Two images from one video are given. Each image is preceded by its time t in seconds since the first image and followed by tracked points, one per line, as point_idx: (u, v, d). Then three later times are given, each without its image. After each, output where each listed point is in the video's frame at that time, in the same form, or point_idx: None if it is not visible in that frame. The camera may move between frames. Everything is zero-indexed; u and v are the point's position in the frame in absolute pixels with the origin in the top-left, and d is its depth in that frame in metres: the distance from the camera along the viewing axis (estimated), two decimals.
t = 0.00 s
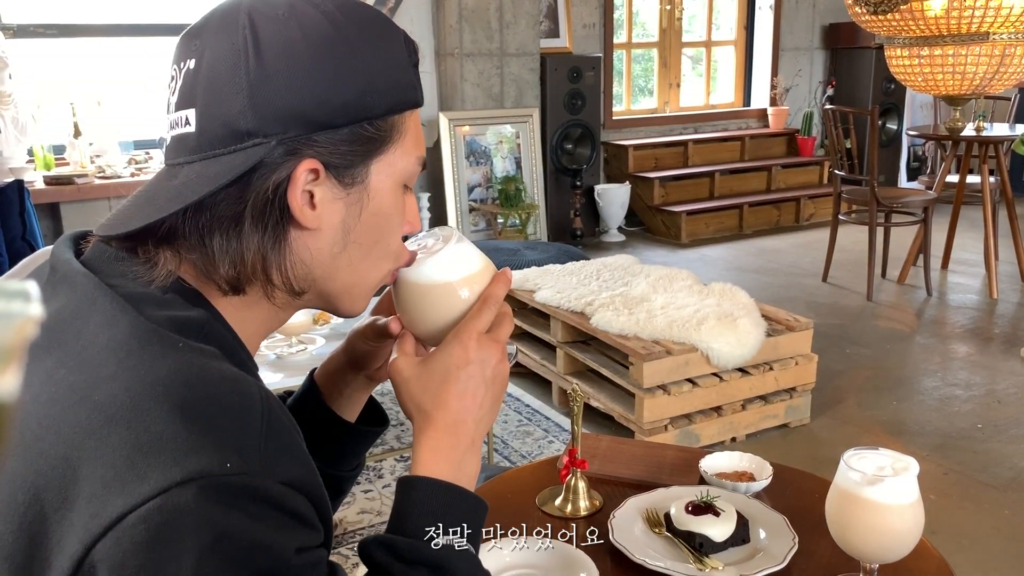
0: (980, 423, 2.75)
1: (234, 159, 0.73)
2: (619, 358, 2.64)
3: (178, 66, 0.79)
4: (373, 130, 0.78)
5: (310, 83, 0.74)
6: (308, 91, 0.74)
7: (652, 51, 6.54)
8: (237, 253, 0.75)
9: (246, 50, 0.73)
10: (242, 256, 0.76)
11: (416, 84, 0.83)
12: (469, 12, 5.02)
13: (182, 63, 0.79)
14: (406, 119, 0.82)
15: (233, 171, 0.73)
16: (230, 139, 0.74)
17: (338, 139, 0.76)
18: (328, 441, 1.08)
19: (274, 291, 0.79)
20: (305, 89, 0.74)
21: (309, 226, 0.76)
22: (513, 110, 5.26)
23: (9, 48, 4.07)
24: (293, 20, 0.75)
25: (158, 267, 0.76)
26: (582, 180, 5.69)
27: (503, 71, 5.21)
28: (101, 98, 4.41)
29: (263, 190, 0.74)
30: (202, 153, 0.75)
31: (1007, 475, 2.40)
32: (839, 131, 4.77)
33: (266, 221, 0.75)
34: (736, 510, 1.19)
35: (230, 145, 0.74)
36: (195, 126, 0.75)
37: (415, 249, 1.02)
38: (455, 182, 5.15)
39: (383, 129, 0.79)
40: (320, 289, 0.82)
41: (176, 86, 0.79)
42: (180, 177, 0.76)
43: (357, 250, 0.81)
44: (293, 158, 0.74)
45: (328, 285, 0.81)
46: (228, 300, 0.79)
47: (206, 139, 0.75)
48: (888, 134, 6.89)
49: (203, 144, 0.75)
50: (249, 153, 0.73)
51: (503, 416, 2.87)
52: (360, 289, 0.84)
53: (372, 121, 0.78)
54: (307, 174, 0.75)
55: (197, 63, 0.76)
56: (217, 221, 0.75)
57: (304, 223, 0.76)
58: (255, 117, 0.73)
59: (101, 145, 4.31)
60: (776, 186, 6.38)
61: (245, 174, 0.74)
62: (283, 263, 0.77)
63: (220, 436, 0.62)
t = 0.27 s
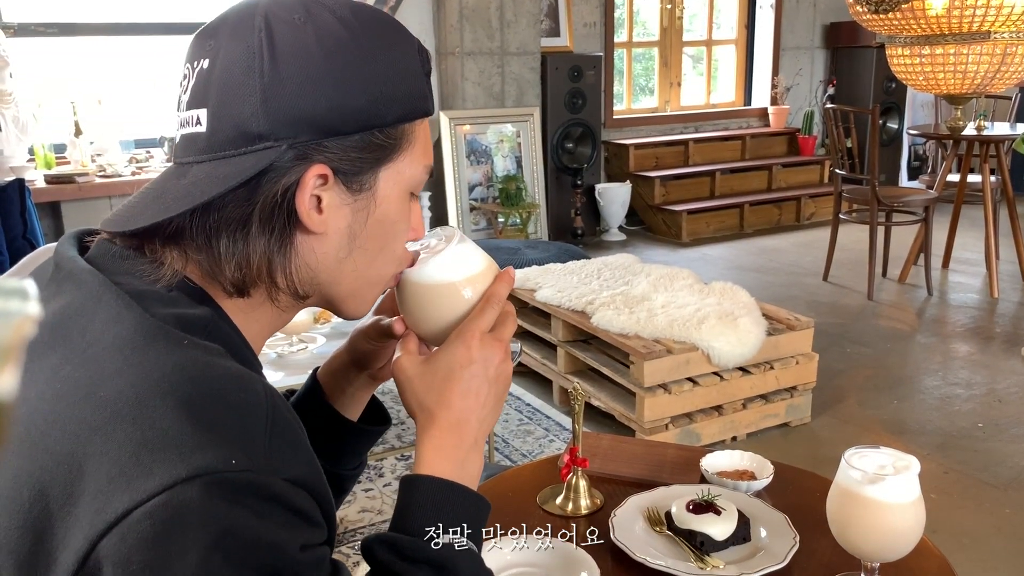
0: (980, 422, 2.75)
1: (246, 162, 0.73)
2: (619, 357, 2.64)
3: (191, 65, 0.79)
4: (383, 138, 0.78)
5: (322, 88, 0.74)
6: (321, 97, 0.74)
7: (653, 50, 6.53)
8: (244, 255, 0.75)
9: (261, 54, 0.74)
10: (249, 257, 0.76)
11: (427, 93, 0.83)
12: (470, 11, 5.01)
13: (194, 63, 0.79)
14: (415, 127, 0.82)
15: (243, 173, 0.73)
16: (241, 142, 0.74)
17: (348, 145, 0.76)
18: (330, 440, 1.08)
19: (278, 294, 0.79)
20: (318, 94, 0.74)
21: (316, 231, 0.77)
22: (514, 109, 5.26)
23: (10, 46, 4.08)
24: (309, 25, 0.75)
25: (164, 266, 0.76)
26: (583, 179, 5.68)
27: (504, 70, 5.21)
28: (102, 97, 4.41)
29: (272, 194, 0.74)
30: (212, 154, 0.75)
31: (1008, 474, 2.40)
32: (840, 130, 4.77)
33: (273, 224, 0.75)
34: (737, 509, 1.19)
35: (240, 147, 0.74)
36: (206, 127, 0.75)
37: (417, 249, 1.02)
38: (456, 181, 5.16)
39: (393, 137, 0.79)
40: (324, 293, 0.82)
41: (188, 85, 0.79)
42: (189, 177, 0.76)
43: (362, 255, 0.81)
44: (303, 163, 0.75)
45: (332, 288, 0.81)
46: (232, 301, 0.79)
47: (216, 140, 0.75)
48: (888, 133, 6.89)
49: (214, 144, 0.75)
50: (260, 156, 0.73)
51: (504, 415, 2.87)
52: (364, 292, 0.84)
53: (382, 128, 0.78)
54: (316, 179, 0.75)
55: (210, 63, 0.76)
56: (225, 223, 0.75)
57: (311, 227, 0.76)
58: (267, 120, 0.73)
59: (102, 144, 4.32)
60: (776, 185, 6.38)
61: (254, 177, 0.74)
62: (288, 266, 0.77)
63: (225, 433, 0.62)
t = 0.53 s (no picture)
0: (980, 422, 2.75)
1: (250, 163, 0.74)
2: (620, 356, 2.64)
3: (197, 64, 0.80)
4: (387, 143, 0.79)
5: (328, 91, 0.74)
6: (327, 100, 0.74)
7: (653, 50, 6.53)
8: (246, 256, 0.75)
9: (268, 55, 0.74)
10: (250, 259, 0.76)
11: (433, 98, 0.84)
12: (470, 10, 5.01)
13: (201, 62, 0.79)
14: (420, 132, 0.82)
15: (247, 175, 0.73)
16: (246, 143, 0.74)
17: (352, 148, 0.76)
18: (331, 439, 1.09)
19: (279, 296, 0.79)
20: (324, 97, 0.74)
21: (317, 233, 0.77)
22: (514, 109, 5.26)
23: (11, 46, 4.08)
24: (317, 28, 0.76)
25: (166, 266, 0.76)
26: (583, 179, 5.69)
27: (505, 69, 5.20)
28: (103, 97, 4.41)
29: (275, 196, 0.74)
30: (217, 154, 0.76)
31: (1008, 474, 2.40)
32: (840, 129, 4.76)
33: (276, 226, 0.75)
34: (737, 508, 1.19)
35: (245, 148, 0.74)
36: (210, 126, 0.76)
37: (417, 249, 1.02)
38: (457, 180, 5.16)
39: (397, 142, 0.79)
40: (325, 295, 0.82)
41: (193, 84, 0.79)
42: (193, 176, 0.76)
43: (364, 258, 0.81)
44: (306, 165, 0.75)
45: (333, 290, 0.81)
46: (233, 302, 0.79)
47: (221, 141, 0.75)
48: (889, 133, 6.89)
49: (218, 144, 0.75)
50: (265, 158, 0.74)
51: (504, 414, 2.88)
52: (365, 294, 0.84)
53: (386, 133, 0.78)
54: (319, 182, 0.75)
55: (217, 63, 0.76)
56: (228, 224, 0.75)
57: (313, 229, 0.76)
58: (272, 122, 0.73)
59: (102, 144, 4.33)
60: (777, 185, 6.38)
61: (258, 178, 0.74)
62: (289, 269, 0.78)
63: (226, 432, 0.63)
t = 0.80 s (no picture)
0: (980, 422, 2.75)
1: (254, 163, 0.74)
2: (620, 356, 2.65)
3: (202, 63, 0.80)
4: (390, 146, 0.79)
5: (333, 94, 0.75)
6: (331, 102, 0.75)
7: (654, 50, 6.54)
8: (246, 256, 0.76)
9: (274, 56, 0.74)
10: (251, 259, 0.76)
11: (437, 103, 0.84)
12: (471, 10, 5.01)
13: (206, 61, 0.79)
14: (423, 137, 0.83)
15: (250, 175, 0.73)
16: (250, 143, 0.75)
17: (354, 150, 0.77)
18: (332, 439, 1.09)
19: (278, 297, 0.79)
20: (328, 100, 0.75)
21: (318, 234, 0.77)
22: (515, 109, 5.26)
23: (12, 46, 4.08)
24: (323, 30, 0.76)
25: (167, 265, 0.76)
26: (584, 179, 5.69)
27: (505, 69, 5.20)
28: (104, 96, 4.41)
29: (277, 196, 0.75)
30: (219, 154, 0.76)
31: (1008, 474, 2.40)
32: (840, 129, 4.76)
33: (277, 226, 0.75)
34: (737, 508, 1.19)
35: (248, 148, 0.75)
36: (214, 126, 0.76)
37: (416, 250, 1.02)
38: (457, 180, 5.16)
39: (400, 146, 0.80)
40: (324, 296, 0.82)
41: (198, 83, 0.79)
42: (196, 175, 0.76)
43: (364, 261, 0.82)
44: (309, 167, 0.75)
45: (332, 292, 0.82)
46: (233, 302, 0.79)
47: (224, 141, 0.75)
48: (889, 133, 6.89)
49: (221, 144, 0.76)
50: (267, 158, 0.74)
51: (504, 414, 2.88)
52: (365, 295, 0.84)
53: (389, 137, 0.79)
54: (321, 184, 0.76)
55: (222, 62, 0.76)
56: (229, 223, 0.75)
57: (314, 231, 0.76)
58: (276, 124, 0.74)
59: (103, 144, 4.32)
60: (777, 185, 6.38)
61: (261, 179, 0.74)
62: (289, 270, 0.78)
63: (226, 432, 0.63)
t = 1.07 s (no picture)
0: (981, 422, 2.75)
1: (257, 163, 0.74)
2: (620, 356, 2.65)
3: (207, 62, 0.80)
4: (392, 148, 0.79)
5: (337, 95, 0.75)
6: (335, 105, 0.75)
7: (654, 50, 6.54)
8: (247, 257, 0.76)
9: (279, 56, 0.74)
10: (252, 259, 0.76)
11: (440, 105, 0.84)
12: (472, 10, 5.01)
13: (211, 60, 0.79)
14: (426, 140, 0.83)
15: (252, 176, 0.73)
16: (253, 143, 0.75)
17: (357, 151, 0.77)
18: (333, 438, 1.09)
19: (279, 297, 0.79)
20: (332, 101, 0.75)
21: (319, 235, 0.77)
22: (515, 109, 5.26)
23: (13, 46, 4.07)
24: (329, 32, 0.76)
25: (170, 264, 0.76)
26: (584, 179, 5.69)
27: (505, 69, 5.20)
28: (104, 96, 4.41)
29: (279, 197, 0.75)
30: (223, 154, 0.76)
31: (1008, 474, 2.40)
32: (841, 130, 4.76)
33: (279, 227, 0.75)
34: (737, 508, 1.19)
35: (252, 149, 0.75)
36: (218, 125, 0.76)
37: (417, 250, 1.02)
38: (458, 180, 5.16)
39: (402, 147, 0.80)
40: (324, 297, 0.82)
41: (202, 82, 0.79)
42: (199, 175, 0.77)
43: (366, 261, 0.82)
44: (311, 168, 0.75)
45: (333, 294, 0.82)
46: (234, 302, 0.79)
47: (227, 141, 0.76)
48: (890, 133, 6.89)
49: (224, 143, 0.76)
50: (271, 159, 0.74)
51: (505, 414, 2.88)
52: (366, 295, 0.84)
53: (392, 138, 0.79)
54: (324, 185, 0.76)
55: (227, 61, 0.76)
56: (231, 223, 0.75)
57: (315, 231, 0.76)
58: (280, 123, 0.74)
59: (104, 143, 4.30)
60: (777, 185, 6.38)
61: (264, 180, 0.74)
62: (290, 271, 0.78)
63: (227, 433, 0.63)
